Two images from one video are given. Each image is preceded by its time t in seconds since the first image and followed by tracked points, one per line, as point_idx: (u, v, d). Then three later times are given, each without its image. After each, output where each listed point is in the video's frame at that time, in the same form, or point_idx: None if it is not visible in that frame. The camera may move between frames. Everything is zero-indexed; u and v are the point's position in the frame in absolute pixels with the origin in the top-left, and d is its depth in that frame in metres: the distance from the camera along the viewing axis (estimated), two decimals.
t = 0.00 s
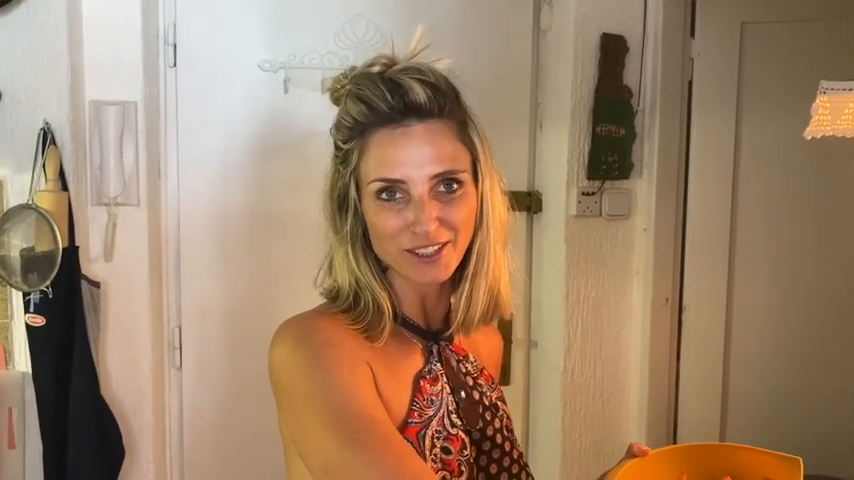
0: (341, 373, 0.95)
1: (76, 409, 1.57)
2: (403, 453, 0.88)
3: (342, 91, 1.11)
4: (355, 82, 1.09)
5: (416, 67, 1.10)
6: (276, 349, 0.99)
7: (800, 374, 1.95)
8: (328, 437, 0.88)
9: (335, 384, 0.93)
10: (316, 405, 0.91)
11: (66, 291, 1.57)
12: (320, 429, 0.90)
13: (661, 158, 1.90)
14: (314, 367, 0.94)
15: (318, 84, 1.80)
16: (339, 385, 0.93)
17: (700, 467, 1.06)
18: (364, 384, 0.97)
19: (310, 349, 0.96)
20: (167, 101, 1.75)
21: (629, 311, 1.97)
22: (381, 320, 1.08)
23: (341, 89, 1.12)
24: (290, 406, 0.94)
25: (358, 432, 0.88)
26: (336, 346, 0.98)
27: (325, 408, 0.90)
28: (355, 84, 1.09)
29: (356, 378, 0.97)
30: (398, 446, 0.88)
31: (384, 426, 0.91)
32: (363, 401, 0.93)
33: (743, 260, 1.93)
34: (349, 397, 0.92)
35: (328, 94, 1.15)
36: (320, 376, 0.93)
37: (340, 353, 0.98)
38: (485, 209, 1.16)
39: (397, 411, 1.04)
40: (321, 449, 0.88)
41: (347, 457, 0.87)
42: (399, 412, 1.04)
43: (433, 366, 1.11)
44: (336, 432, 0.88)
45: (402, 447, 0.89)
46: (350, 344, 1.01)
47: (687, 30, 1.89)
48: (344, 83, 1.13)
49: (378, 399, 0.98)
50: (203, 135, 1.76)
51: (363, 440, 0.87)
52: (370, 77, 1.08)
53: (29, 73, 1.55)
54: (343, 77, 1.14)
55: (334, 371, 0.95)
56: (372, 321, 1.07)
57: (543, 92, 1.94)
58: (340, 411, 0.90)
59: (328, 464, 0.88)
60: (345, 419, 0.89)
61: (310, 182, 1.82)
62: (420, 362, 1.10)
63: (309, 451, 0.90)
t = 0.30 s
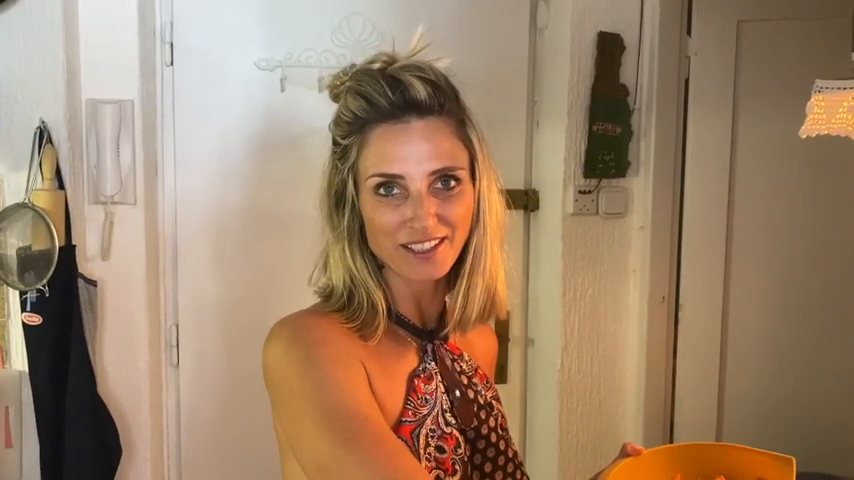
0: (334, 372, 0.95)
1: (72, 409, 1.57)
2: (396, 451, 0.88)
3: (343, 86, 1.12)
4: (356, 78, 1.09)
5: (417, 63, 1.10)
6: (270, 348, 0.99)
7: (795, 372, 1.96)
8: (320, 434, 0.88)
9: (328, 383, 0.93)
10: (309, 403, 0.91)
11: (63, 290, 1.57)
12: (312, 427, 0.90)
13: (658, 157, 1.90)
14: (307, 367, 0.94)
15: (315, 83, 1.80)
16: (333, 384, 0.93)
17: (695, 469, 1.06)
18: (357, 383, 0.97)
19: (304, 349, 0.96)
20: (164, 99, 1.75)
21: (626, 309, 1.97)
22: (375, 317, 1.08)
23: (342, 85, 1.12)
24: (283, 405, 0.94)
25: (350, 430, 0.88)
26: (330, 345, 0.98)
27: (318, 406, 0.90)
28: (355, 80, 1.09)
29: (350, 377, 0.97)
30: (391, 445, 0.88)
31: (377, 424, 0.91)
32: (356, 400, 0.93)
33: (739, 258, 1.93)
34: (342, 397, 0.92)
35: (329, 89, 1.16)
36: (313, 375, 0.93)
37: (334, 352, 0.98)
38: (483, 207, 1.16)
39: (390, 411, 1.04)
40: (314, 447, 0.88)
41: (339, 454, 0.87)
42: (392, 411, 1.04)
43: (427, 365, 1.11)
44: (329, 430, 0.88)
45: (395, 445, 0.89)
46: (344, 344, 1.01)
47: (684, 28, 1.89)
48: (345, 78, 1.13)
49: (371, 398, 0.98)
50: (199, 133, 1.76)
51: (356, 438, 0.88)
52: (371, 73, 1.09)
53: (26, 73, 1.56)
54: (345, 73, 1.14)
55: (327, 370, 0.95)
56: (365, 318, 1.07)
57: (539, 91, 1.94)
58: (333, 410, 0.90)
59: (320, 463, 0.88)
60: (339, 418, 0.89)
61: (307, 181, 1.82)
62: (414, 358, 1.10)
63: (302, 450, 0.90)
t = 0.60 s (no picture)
0: (331, 371, 0.95)
1: (69, 408, 1.56)
2: (390, 451, 0.88)
3: (340, 84, 1.11)
4: (354, 75, 1.09)
5: (416, 61, 1.10)
6: (266, 346, 0.99)
7: (794, 370, 1.96)
8: (315, 433, 0.88)
9: (324, 381, 0.93)
10: (305, 401, 0.91)
11: (60, 289, 1.57)
12: (307, 425, 0.89)
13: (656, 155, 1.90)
14: (304, 365, 0.94)
15: (313, 81, 1.79)
16: (329, 383, 0.93)
17: (694, 468, 1.06)
18: (353, 382, 0.96)
19: (300, 346, 0.96)
20: (161, 97, 1.74)
21: (624, 308, 1.97)
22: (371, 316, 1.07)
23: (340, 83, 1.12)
24: (279, 403, 0.94)
25: (345, 429, 0.88)
26: (326, 343, 0.98)
27: (314, 405, 0.90)
28: (353, 77, 1.09)
29: (346, 376, 0.96)
30: (385, 444, 0.88)
31: (372, 424, 0.91)
32: (351, 399, 0.93)
33: (738, 257, 1.93)
34: (338, 396, 0.92)
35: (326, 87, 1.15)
36: (309, 373, 0.93)
37: (330, 351, 0.97)
38: (482, 204, 1.16)
39: (387, 411, 1.03)
40: (308, 446, 0.88)
41: (333, 453, 0.87)
42: (389, 409, 1.04)
43: (425, 364, 1.10)
44: (323, 428, 0.88)
45: (389, 444, 0.89)
46: (341, 342, 1.00)
47: (682, 26, 1.89)
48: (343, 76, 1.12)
49: (367, 396, 0.98)
50: (197, 132, 1.75)
51: (350, 437, 0.88)
52: (370, 71, 1.08)
53: (23, 71, 1.56)
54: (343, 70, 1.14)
55: (324, 368, 0.94)
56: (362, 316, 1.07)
57: (537, 89, 1.94)
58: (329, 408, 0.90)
59: (314, 461, 0.88)
60: (333, 417, 0.89)
61: (304, 179, 1.81)
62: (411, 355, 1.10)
63: (297, 448, 0.90)
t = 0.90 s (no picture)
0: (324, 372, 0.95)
1: (66, 407, 1.56)
2: (379, 452, 0.89)
3: (333, 83, 1.11)
4: (347, 74, 1.09)
5: (409, 60, 1.09)
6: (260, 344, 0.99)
7: (791, 367, 1.96)
8: (307, 431, 0.89)
9: (316, 381, 0.93)
10: (298, 400, 0.91)
11: (56, 288, 1.56)
12: (299, 424, 0.90)
13: (653, 153, 1.90)
14: (296, 364, 0.94)
15: (309, 78, 1.79)
16: (321, 382, 0.93)
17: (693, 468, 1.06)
18: (346, 382, 0.97)
19: (293, 345, 0.95)
20: (158, 95, 1.74)
21: (621, 306, 1.98)
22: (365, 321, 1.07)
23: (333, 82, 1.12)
24: (272, 402, 0.94)
25: (336, 429, 0.89)
26: (320, 342, 0.98)
27: (306, 404, 0.91)
28: (346, 76, 1.09)
29: (339, 376, 0.96)
30: (375, 446, 0.89)
31: (362, 424, 0.91)
32: (343, 399, 0.93)
33: (735, 254, 1.93)
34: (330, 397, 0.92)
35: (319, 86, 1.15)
36: (301, 373, 0.93)
37: (323, 350, 0.97)
38: (477, 202, 1.16)
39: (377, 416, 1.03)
40: (298, 444, 0.89)
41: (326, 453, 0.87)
42: (381, 409, 1.04)
43: (419, 363, 1.10)
44: (315, 427, 0.89)
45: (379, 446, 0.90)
46: (334, 341, 1.00)
47: (679, 24, 1.89)
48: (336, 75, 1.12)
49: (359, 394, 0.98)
50: (193, 130, 1.75)
51: (341, 438, 0.88)
52: (362, 70, 1.08)
53: (19, 70, 1.56)
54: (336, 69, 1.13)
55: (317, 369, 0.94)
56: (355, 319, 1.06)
57: (535, 87, 1.94)
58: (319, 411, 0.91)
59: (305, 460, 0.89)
60: (324, 417, 0.90)
61: (301, 177, 1.81)
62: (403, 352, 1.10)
63: (288, 446, 0.91)
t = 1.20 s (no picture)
0: (323, 369, 0.95)
1: (64, 407, 1.56)
2: (377, 451, 0.89)
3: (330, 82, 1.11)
4: (344, 74, 1.09)
5: (406, 59, 1.10)
6: (259, 344, 0.99)
7: (788, 365, 1.97)
8: (305, 428, 0.89)
9: (315, 380, 0.93)
10: (297, 397, 0.92)
11: (55, 287, 1.57)
12: (299, 420, 0.90)
13: (649, 152, 1.91)
14: (295, 363, 0.94)
15: (306, 78, 1.79)
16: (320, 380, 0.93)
17: (686, 466, 1.07)
18: (344, 381, 0.97)
19: (292, 344, 0.96)
20: (156, 95, 1.74)
21: (618, 304, 1.99)
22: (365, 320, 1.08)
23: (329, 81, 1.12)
24: (271, 400, 0.95)
25: (336, 426, 0.89)
26: (318, 341, 0.98)
27: (306, 402, 0.91)
28: (343, 76, 1.09)
29: (338, 375, 0.97)
30: (374, 444, 0.89)
31: (361, 423, 0.91)
32: (342, 397, 0.93)
33: (731, 253, 1.94)
34: (330, 395, 0.92)
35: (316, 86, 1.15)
36: (300, 371, 0.93)
37: (322, 349, 0.98)
38: (475, 201, 1.17)
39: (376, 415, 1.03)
40: (297, 441, 0.89)
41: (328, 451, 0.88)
42: (380, 408, 1.04)
43: (417, 361, 1.10)
44: (315, 427, 0.89)
45: (379, 444, 0.90)
46: (333, 340, 1.01)
47: (676, 24, 1.90)
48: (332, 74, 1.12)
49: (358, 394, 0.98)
50: (191, 129, 1.75)
51: (340, 435, 0.88)
52: (359, 70, 1.09)
53: (17, 71, 1.58)
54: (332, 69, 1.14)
55: (317, 368, 0.95)
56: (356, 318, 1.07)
57: (532, 86, 1.95)
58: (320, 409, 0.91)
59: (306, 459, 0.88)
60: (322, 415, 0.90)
61: (299, 177, 1.81)
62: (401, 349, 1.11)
63: (287, 443, 0.91)
